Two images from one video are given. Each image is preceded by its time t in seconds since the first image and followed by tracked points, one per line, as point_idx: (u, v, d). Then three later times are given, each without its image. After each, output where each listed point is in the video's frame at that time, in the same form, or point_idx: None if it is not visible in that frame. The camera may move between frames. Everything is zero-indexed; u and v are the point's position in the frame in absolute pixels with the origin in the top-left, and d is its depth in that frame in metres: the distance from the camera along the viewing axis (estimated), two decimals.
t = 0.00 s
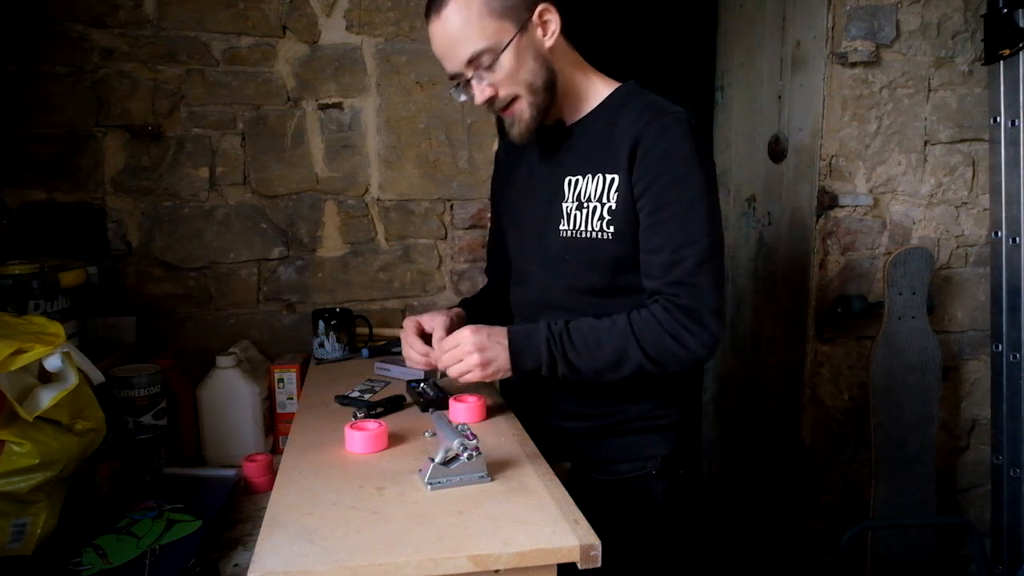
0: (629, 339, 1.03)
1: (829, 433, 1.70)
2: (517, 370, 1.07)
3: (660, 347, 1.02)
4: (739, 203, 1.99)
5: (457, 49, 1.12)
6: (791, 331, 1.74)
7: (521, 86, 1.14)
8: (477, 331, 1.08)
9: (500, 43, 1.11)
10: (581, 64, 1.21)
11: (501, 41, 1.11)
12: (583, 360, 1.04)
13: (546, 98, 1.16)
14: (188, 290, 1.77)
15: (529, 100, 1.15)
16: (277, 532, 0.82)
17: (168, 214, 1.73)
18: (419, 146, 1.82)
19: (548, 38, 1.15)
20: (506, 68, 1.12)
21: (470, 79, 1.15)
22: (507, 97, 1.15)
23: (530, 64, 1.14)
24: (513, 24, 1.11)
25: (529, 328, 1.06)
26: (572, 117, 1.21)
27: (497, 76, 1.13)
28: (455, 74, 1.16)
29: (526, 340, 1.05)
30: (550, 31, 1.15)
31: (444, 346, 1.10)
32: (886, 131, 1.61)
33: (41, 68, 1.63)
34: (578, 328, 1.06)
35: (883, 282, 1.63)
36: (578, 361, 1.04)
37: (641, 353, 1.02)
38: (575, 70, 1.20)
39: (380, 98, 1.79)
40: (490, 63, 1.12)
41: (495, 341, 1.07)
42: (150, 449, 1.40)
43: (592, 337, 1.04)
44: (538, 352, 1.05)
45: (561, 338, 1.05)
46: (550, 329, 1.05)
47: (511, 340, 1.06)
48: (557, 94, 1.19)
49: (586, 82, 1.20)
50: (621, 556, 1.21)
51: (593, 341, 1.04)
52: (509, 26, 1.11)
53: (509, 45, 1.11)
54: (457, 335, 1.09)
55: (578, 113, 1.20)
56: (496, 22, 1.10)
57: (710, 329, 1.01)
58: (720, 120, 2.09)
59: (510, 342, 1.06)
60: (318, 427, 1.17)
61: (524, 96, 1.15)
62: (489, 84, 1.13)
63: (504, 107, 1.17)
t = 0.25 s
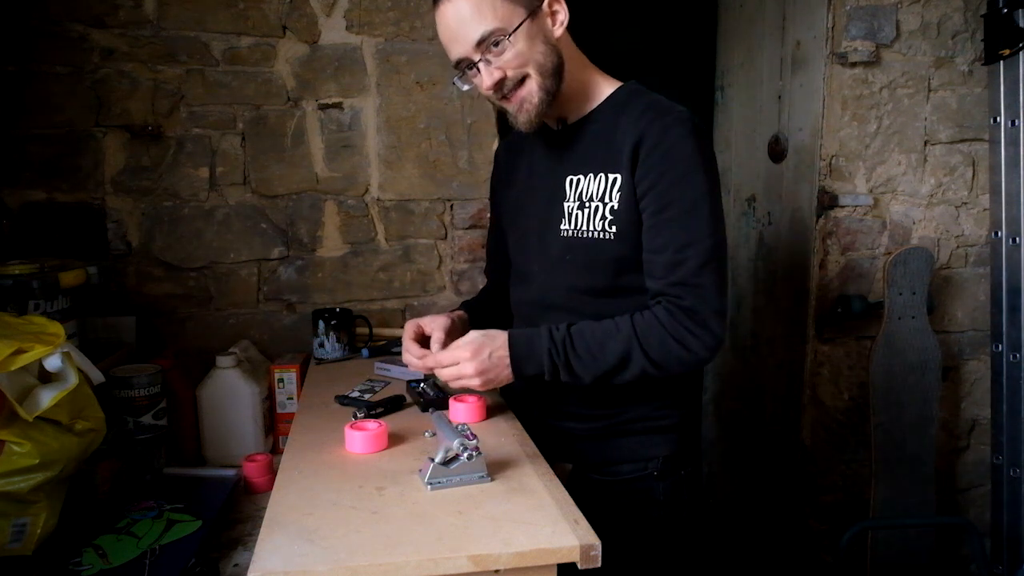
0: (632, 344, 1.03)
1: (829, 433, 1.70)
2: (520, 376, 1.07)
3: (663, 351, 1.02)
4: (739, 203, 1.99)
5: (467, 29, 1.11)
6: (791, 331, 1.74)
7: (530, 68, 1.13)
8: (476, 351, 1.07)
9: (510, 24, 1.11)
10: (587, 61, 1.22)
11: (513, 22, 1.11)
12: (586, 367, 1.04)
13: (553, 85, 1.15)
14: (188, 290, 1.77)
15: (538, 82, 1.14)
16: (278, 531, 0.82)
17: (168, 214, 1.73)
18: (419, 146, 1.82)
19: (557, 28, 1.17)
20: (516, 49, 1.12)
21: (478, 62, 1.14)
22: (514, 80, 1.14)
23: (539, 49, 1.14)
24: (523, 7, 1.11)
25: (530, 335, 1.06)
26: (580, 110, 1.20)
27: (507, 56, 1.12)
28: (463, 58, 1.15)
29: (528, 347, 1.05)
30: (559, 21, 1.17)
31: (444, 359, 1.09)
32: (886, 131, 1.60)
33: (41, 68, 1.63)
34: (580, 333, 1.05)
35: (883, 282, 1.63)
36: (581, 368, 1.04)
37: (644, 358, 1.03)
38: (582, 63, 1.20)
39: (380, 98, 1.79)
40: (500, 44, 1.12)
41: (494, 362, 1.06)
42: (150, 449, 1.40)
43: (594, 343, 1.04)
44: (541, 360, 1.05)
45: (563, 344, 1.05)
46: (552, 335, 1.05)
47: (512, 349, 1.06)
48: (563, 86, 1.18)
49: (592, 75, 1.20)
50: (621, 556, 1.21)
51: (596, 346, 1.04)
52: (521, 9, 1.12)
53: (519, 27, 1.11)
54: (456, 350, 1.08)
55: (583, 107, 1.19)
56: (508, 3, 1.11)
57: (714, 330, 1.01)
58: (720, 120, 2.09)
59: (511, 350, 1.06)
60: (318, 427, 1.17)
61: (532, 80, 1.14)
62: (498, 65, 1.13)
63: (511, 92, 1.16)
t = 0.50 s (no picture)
0: (629, 345, 1.03)
1: (829, 433, 1.70)
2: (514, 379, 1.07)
3: (660, 351, 1.02)
4: (739, 203, 1.99)
5: (464, 27, 1.11)
6: (792, 331, 1.74)
7: (527, 67, 1.13)
8: (470, 364, 1.06)
9: (508, 23, 1.11)
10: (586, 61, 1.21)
11: (510, 21, 1.11)
12: (581, 368, 1.04)
13: (551, 83, 1.15)
14: (188, 290, 1.77)
15: (534, 82, 1.14)
16: (278, 532, 0.82)
17: (168, 214, 1.73)
18: (419, 146, 1.82)
19: (556, 27, 1.16)
20: (512, 48, 1.12)
21: (475, 59, 1.14)
22: (511, 78, 1.14)
23: (537, 48, 1.14)
24: (522, 6, 1.11)
25: (526, 337, 1.06)
26: (575, 110, 1.21)
27: (504, 55, 1.12)
28: (460, 54, 1.15)
29: (524, 349, 1.05)
30: (558, 20, 1.16)
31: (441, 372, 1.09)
32: (885, 131, 1.60)
33: (41, 68, 1.63)
34: (575, 334, 1.05)
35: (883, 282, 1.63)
36: (576, 369, 1.04)
37: (640, 359, 1.03)
38: (580, 64, 1.20)
39: (380, 97, 1.79)
40: (497, 42, 1.12)
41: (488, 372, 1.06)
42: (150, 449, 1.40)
43: (590, 344, 1.04)
44: (535, 362, 1.05)
45: (558, 346, 1.04)
46: (546, 337, 1.05)
47: (506, 352, 1.05)
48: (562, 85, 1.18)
49: (590, 76, 1.20)
50: (620, 557, 1.21)
51: (592, 347, 1.04)
52: (519, 8, 1.12)
53: (517, 25, 1.11)
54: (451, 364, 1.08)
55: (583, 107, 1.20)
56: (506, 2, 1.11)
57: (711, 332, 1.01)
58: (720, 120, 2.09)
59: (505, 354, 1.05)
60: (318, 427, 1.17)
61: (529, 78, 1.14)
62: (494, 63, 1.13)
63: (507, 91, 1.16)
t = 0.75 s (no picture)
0: (625, 345, 1.03)
1: (829, 433, 1.70)
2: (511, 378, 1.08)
3: (656, 351, 1.01)
4: (739, 203, 1.99)
5: (459, 24, 1.12)
6: (792, 331, 1.74)
7: (522, 66, 1.13)
8: (461, 359, 1.09)
9: (504, 21, 1.11)
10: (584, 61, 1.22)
11: (505, 19, 1.11)
12: (577, 368, 1.04)
13: (547, 82, 1.15)
14: (188, 290, 1.77)
15: (530, 81, 1.14)
16: (278, 532, 0.82)
17: (168, 214, 1.73)
18: (419, 146, 1.82)
19: (552, 25, 1.17)
20: (508, 46, 1.12)
21: (471, 57, 1.14)
22: (507, 76, 1.14)
23: (533, 47, 1.14)
24: (518, 5, 1.12)
25: (522, 337, 1.07)
26: (572, 111, 1.21)
27: (499, 54, 1.12)
28: (456, 53, 1.15)
29: (519, 348, 1.05)
30: (555, 18, 1.17)
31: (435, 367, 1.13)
32: (885, 131, 1.60)
33: (41, 68, 1.63)
34: (571, 334, 1.05)
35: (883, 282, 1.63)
36: (572, 369, 1.04)
37: (636, 358, 1.02)
38: (577, 63, 1.20)
39: (380, 97, 1.79)
40: (493, 40, 1.12)
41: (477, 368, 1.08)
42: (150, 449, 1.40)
43: (586, 344, 1.04)
44: (531, 361, 1.05)
45: (554, 346, 1.05)
46: (542, 336, 1.05)
47: (503, 351, 1.06)
48: (558, 85, 1.19)
49: (587, 75, 1.20)
50: (618, 557, 1.21)
51: (588, 347, 1.04)
52: (515, 6, 1.12)
53: (513, 23, 1.11)
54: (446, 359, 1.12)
55: (580, 107, 1.20)
56: None
57: (708, 332, 1.02)
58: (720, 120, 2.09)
59: (501, 353, 1.06)
60: (318, 427, 1.17)
61: (525, 77, 1.14)
62: (490, 61, 1.13)
63: (503, 90, 1.16)
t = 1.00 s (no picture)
0: (624, 347, 1.03)
1: (829, 433, 1.70)
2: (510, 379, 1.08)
3: (655, 353, 1.02)
4: (739, 203, 1.99)
5: (457, 24, 1.12)
6: (791, 331, 1.74)
7: (520, 66, 1.13)
8: (466, 366, 1.08)
9: (501, 20, 1.11)
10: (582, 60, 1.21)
11: (503, 19, 1.11)
12: (576, 371, 1.04)
13: (545, 83, 1.15)
14: (188, 290, 1.77)
15: (528, 81, 1.14)
16: (278, 532, 0.82)
17: (168, 214, 1.73)
18: (419, 146, 1.82)
19: (550, 25, 1.17)
20: (505, 46, 1.12)
21: (469, 56, 1.15)
22: (505, 76, 1.14)
23: (530, 46, 1.14)
24: (515, 4, 1.12)
25: (521, 339, 1.07)
26: (570, 111, 1.20)
27: (498, 53, 1.13)
28: (455, 52, 1.16)
29: (519, 351, 1.06)
30: (552, 18, 1.17)
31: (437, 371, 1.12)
32: (885, 131, 1.60)
33: (41, 68, 1.63)
34: (570, 337, 1.05)
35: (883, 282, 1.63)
36: (572, 371, 1.04)
37: (635, 360, 1.03)
38: (575, 63, 1.20)
39: (380, 97, 1.79)
40: (490, 39, 1.12)
41: (483, 372, 1.08)
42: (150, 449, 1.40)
43: (585, 347, 1.04)
44: (531, 364, 1.05)
45: (553, 349, 1.05)
46: (541, 339, 1.05)
47: (502, 354, 1.06)
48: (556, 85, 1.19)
49: (586, 75, 1.20)
50: (618, 557, 1.21)
51: (587, 350, 1.04)
52: (513, 6, 1.12)
53: (510, 23, 1.11)
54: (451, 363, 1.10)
55: (578, 108, 1.20)
56: None
57: (707, 335, 1.01)
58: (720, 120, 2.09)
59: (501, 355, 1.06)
60: (318, 427, 1.17)
61: (522, 77, 1.14)
62: (487, 61, 1.13)
63: (501, 90, 1.16)
